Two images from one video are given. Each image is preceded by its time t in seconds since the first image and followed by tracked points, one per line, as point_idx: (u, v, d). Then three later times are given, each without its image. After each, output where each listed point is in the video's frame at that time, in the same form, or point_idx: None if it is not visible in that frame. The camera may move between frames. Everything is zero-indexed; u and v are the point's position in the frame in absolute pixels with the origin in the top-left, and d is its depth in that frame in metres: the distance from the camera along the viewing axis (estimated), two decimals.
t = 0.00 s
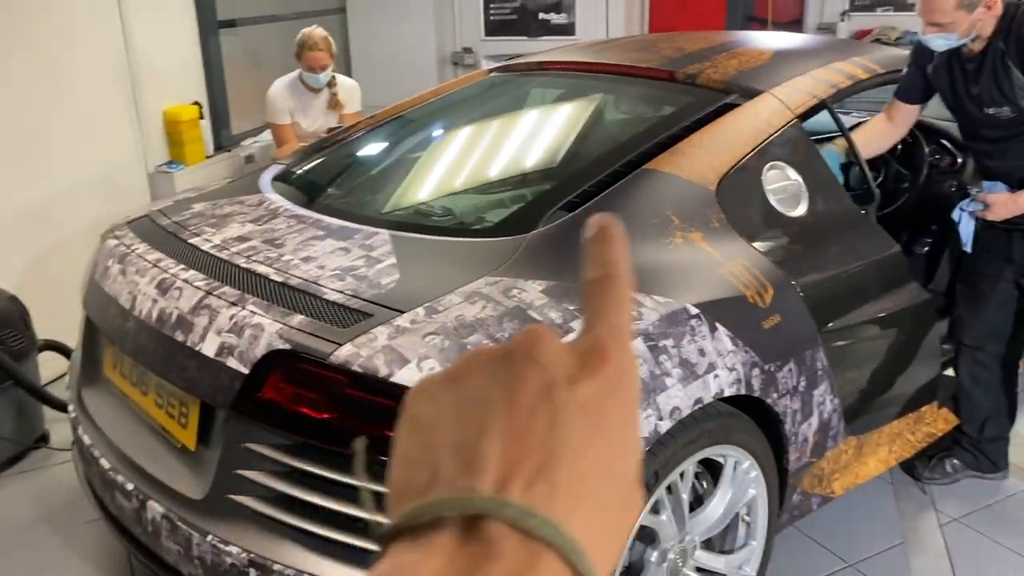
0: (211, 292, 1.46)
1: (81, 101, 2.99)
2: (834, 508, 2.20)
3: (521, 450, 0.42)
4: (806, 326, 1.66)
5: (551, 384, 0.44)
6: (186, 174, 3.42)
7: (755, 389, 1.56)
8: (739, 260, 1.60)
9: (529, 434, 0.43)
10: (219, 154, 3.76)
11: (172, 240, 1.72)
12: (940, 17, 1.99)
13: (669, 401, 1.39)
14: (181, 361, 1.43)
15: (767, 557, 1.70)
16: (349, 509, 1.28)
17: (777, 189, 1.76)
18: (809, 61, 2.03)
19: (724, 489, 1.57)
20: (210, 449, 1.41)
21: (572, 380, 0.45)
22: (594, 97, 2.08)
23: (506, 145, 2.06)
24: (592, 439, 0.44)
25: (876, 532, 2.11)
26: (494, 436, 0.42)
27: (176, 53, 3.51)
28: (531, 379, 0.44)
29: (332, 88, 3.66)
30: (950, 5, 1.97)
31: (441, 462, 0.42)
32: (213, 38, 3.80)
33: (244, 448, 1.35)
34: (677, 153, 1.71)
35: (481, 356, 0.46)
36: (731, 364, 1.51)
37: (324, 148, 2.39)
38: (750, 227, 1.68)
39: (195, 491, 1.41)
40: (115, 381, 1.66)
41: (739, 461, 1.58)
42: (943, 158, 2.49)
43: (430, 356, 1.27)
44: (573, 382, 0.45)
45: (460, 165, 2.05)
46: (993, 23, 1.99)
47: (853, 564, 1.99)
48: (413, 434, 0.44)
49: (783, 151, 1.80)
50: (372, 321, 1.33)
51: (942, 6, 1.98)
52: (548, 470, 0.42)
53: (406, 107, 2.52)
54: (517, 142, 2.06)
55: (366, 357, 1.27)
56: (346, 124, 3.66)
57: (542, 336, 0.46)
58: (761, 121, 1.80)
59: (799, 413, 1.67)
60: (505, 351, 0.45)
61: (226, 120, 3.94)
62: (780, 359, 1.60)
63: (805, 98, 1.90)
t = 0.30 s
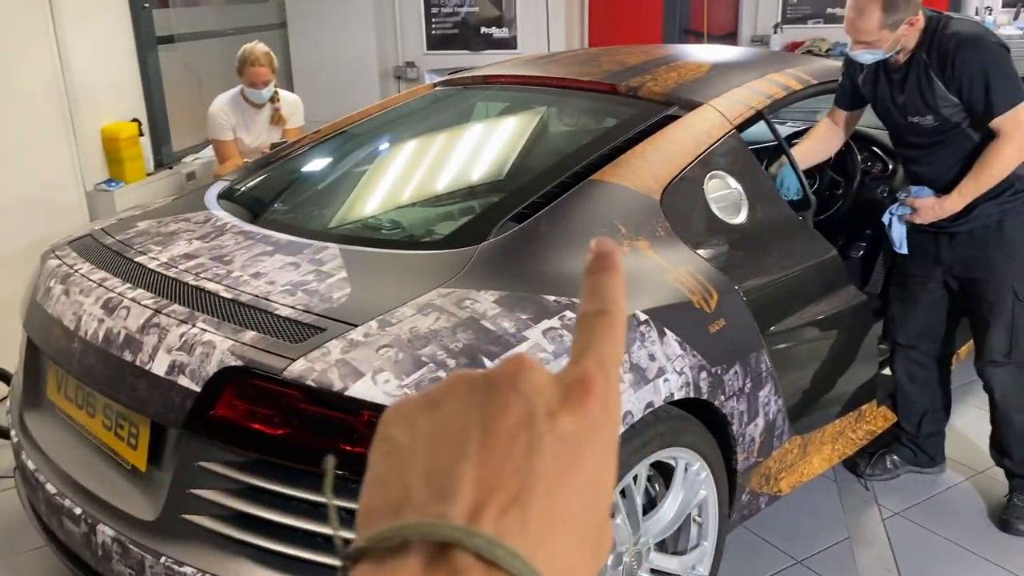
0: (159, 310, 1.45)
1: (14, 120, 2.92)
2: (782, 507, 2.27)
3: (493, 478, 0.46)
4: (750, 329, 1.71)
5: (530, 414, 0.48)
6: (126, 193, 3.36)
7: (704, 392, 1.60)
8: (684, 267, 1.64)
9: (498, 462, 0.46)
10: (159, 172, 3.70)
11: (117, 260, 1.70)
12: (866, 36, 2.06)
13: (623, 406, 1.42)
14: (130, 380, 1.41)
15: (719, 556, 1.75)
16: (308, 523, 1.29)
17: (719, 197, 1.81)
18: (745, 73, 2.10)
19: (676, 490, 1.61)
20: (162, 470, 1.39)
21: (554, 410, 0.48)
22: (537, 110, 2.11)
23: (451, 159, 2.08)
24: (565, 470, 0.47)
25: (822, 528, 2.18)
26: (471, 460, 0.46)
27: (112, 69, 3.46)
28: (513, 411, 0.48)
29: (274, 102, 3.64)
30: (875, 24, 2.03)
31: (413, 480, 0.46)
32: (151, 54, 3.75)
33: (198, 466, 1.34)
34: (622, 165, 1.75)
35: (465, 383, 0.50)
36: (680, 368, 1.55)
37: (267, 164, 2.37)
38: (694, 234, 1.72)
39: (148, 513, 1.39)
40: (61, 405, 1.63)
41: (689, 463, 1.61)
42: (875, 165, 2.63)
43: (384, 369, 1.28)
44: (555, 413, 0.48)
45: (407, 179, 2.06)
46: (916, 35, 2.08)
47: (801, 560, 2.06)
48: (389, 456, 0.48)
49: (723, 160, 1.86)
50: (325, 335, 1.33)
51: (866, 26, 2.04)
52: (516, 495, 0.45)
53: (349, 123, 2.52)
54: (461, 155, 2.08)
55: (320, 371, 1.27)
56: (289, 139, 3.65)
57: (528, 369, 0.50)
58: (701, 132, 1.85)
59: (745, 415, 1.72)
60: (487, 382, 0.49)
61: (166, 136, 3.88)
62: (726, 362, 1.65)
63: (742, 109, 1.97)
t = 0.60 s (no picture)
0: (143, 329, 1.45)
1: None
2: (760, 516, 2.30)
3: (586, 540, 0.35)
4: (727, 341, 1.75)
5: (673, 471, 0.35)
6: (103, 211, 3.35)
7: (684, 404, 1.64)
8: (663, 281, 1.68)
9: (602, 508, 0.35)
10: (135, 189, 3.69)
11: (99, 278, 1.70)
12: (832, 59, 2.12)
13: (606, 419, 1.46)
14: (114, 399, 1.41)
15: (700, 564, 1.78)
16: (295, 540, 1.29)
17: (695, 212, 1.85)
18: (718, 90, 2.14)
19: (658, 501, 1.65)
20: (147, 489, 1.39)
21: (710, 474, 0.34)
22: (514, 127, 2.14)
23: (431, 176, 2.10)
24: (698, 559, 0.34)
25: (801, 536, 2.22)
26: (569, 502, 0.35)
27: (88, 88, 3.45)
28: (653, 457, 0.35)
29: (251, 120, 3.64)
30: (840, 48, 2.09)
31: (498, 488, 0.37)
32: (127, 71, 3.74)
33: (184, 485, 1.34)
34: (600, 180, 1.78)
35: (615, 374, 0.38)
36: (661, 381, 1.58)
37: (245, 183, 2.37)
38: (672, 248, 1.75)
39: (134, 532, 1.39)
40: (42, 425, 1.62)
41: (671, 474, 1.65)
42: (847, 179, 2.71)
43: (369, 385, 1.29)
44: (709, 480, 0.34)
45: (387, 196, 2.08)
46: (882, 55, 2.13)
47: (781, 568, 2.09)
48: (482, 430, 0.40)
49: (699, 176, 1.90)
50: (311, 352, 1.35)
51: (832, 50, 2.10)
52: (602, 574, 0.34)
53: (328, 141, 2.53)
54: (441, 173, 2.10)
55: (306, 388, 1.28)
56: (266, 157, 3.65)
57: (715, 371, 0.36)
58: (677, 148, 1.89)
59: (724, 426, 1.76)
60: (643, 388, 0.37)
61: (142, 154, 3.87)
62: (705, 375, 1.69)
63: (717, 125, 2.01)
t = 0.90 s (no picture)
0: (149, 337, 1.46)
1: None
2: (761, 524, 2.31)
3: None
4: (728, 348, 1.76)
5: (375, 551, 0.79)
6: (103, 222, 3.36)
7: (685, 411, 1.65)
8: (665, 288, 1.69)
9: None
10: (135, 201, 3.69)
11: (103, 287, 1.71)
12: (834, 73, 2.13)
13: (608, 425, 1.48)
14: (120, 407, 1.42)
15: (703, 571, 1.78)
16: (301, 547, 1.29)
17: (696, 221, 1.86)
18: (717, 101, 2.16)
19: (661, 509, 1.66)
20: (152, 496, 1.39)
21: None
22: (514, 138, 2.16)
23: (431, 186, 2.11)
24: None
25: (801, 544, 2.23)
26: None
27: (89, 100, 3.47)
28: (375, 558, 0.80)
29: (251, 131, 3.65)
30: (842, 61, 2.11)
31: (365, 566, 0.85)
32: (128, 84, 3.76)
33: (190, 492, 1.34)
34: (601, 190, 1.79)
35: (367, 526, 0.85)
36: (663, 389, 1.60)
37: (245, 194, 2.38)
38: (673, 256, 1.77)
39: (139, 539, 1.39)
40: (47, 433, 1.63)
41: (674, 481, 1.67)
42: (845, 190, 2.73)
43: (376, 392, 1.30)
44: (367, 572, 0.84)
45: (387, 207, 2.09)
46: (880, 67, 2.16)
47: None
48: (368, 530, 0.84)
49: (699, 184, 1.91)
50: (317, 359, 1.35)
51: (835, 64, 2.12)
52: None
53: (329, 152, 2.54)
54: (441, 183, 2.11)
55: (312, 396, 1.28)
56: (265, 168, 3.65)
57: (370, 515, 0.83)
58: (677, 157, 1.91)
59: (727, 433, 1.78)
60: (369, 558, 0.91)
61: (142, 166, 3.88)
62: (706, 382, 1.70)
63: (717, 135, 2.02)
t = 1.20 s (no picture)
0: (164, 341, 1.47)
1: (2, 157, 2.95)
2: (770, 531, 2.32)
3: None
4: (738, 354, 1.77)
5: None
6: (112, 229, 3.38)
7: (695, 416, 1.66)
8: (675, 294, 1.70)
9: None
10: (145, 208, 3.72)
11: (117, 292, 1.72)
12: (849, 80, 2.14)
13: (620, 429, 1.49)
14: (135, 410, 1.43)
15: None
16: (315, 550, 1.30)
17: (705, 228, 1.87)
18: (726, 109, 2.18)
19: (672, 513, 1.68)
20: (166, 499, 1.40)
21: None
22: (522, 146, 2.17)
23: (440, 194, 2.12)
24: None
25: (809, 550, 2.23)
26: None
27: (100, 108, 3.49)
28: None
29: (261, 140, 3.68)
30: (858, 68, 2.12)
31: None
32: (138, 92, 3.79)
33: (203, 494, 1.35)
34: (611, 197, 1.80)
35: None
36: (673, 393, 1.61)
37: (255, 202, 2.40)
38: (682, 262, 1.78)
39: (153, 541, 1.40)
40: (61, 437, 1.64)
41: (685, 486, 1.68)
42: (852, 198, 2.73)
43: (390, 395, 1.31)
44: None
45: (396, 214, 2.10)
46: (892, 73, 2.17)
47: None
48: None
49: (708, 191, 1.92)
50: (332, 363, 1.36)
51: (850, 71, 2.13)
52: None
53: (337, 160, 2.56)
54: (450, 190, 2.13)
55: (327, 398, 1.29)
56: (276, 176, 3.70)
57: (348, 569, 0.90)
58: (686, 164, 1.92)
59: (736, 438, 1.78)
60: None
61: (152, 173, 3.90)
62: (717, 388, 1.71)
63: (726, 142, 2.03)
